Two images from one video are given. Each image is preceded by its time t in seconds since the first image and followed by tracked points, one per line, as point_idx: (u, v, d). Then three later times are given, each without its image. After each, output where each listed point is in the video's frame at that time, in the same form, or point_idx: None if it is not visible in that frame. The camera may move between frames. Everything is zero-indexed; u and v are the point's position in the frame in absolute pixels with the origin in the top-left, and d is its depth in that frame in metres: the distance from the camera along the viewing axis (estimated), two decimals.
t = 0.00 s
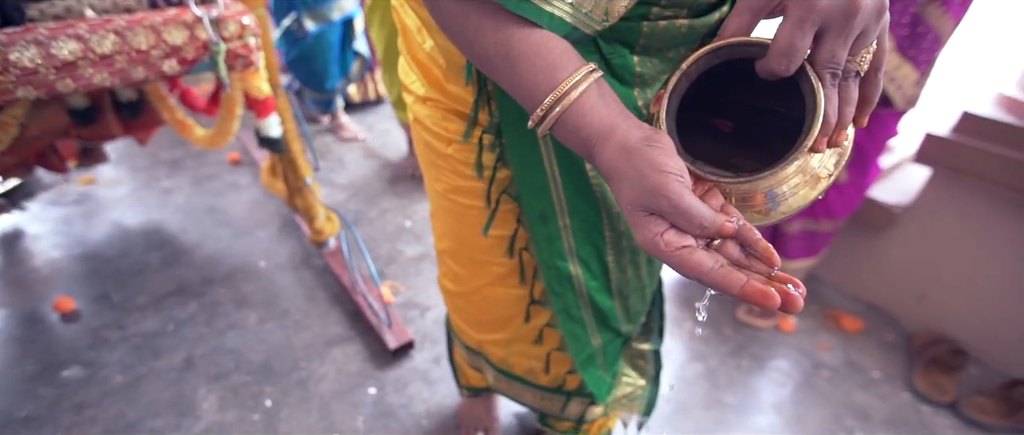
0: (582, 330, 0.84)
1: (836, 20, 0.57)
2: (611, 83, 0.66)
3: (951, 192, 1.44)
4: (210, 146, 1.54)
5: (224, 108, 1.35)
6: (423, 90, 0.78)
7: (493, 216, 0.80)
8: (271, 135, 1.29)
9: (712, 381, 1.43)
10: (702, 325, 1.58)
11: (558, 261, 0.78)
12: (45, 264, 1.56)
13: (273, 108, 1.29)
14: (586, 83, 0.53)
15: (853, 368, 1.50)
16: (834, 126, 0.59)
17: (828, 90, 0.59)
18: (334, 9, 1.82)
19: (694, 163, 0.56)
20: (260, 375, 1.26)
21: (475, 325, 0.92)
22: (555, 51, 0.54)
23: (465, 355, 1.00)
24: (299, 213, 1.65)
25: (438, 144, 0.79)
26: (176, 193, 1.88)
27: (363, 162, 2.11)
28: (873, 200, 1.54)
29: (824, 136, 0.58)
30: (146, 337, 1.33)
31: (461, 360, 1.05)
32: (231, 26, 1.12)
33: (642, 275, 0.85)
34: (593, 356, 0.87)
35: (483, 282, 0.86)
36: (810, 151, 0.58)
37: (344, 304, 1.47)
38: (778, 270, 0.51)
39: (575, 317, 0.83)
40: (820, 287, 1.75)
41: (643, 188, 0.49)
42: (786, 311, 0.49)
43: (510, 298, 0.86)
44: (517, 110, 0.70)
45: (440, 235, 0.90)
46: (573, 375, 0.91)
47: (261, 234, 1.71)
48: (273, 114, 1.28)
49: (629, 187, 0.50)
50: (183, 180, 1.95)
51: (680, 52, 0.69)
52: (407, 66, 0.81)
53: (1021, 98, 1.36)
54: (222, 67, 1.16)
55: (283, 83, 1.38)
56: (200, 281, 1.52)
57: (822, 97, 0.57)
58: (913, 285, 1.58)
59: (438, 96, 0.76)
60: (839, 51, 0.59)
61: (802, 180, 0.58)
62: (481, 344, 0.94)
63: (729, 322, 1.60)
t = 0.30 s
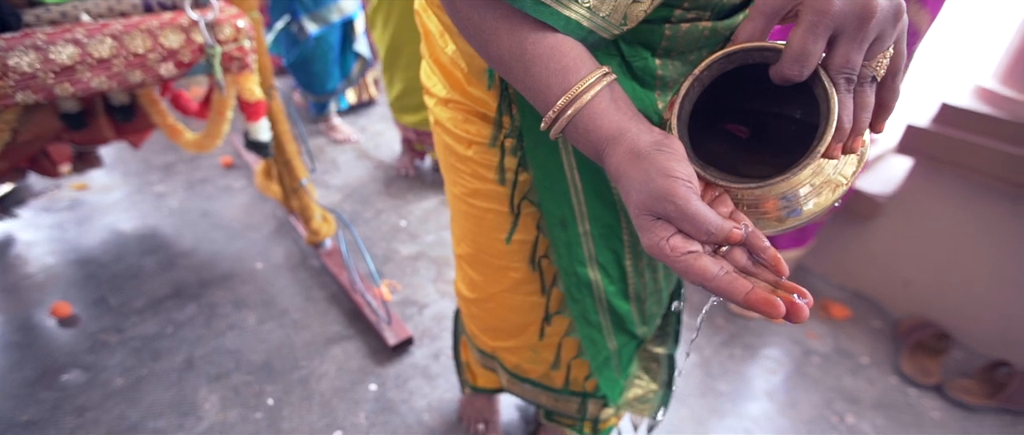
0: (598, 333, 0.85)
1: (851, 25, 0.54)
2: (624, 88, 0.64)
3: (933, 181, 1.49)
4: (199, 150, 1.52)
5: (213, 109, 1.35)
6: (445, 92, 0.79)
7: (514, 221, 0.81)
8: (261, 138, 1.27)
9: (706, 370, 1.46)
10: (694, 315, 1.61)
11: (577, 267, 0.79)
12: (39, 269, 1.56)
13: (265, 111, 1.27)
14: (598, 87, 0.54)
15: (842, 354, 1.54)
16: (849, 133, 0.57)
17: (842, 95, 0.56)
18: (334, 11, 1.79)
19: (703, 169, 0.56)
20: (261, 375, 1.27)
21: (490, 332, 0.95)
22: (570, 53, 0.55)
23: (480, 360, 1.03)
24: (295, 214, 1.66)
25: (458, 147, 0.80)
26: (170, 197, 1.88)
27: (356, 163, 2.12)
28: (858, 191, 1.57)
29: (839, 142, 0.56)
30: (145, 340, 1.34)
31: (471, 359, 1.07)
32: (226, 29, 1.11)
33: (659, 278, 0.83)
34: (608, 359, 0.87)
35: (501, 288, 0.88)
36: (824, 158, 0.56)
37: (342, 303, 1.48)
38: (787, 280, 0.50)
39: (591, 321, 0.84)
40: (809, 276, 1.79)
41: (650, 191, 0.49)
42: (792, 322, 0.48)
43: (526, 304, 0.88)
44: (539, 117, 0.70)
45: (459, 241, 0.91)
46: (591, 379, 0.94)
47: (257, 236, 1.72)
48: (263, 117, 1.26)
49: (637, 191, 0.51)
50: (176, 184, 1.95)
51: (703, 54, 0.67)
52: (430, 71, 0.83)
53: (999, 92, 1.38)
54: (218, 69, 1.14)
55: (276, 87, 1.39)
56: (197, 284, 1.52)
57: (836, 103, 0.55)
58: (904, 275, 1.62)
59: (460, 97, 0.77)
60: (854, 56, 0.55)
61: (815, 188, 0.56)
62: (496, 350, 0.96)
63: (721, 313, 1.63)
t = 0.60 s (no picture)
0: (597, 324, 0.84)
1: (859, 22, 0.53)
2: (632, 85, 0.62)
3: (917, 171, 1.53)
4: (192, 149, 1.53)
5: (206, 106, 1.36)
6: (455, 79, 0.76)
7: (518, 212, 0.77)
8: (251, 135, 1.28)
9: (696, 354, 1.50)
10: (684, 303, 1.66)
11: (580, 262, 0.78)
12: (32, 269, 1.56)
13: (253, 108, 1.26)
14: (602, 83, 0.54)
15: (827, 337, 1.59)
16: (854, 132, 0.56)
17: (849, 94, 0.55)
18: (331, 8, 1.87)
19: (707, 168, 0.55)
20: (260, 368, 1.29)
21: (489, 336, 0.90)
22: (576, 49, 0.55)
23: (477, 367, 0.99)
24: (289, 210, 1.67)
25: (463, 133, 0.77)
26: (162, 196, 1.89)
27: (348, 161, 2.13)
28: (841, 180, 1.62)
29: (846, 141, 0.55)
30: (142, 337, 1.35)
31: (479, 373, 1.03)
32: (219, 26, 1.10)
33: (660, 274, 0.83)
34: (605, 350, 0.87)
35: (502, 284, 0.84)
36: (829, 157, 0.55)
37: (338, 297, 1.50)
38: (785, 282, 0.50)
39: (591, 315, 0.83)
40: (794, 263, 1.84)
41: (648, 188, 0.49)
42: (786, 323, 0.47)
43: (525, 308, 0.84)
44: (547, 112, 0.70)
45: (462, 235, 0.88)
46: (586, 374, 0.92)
47: (251, 233, 1.73)
48: (252, 114, 1.25)
49: (636, 187, 0.50)
50: (168, 183, 1.95)
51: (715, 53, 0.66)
52: (440, 59, 0.80)
53: (975, 81, 1.40)
54: (211, 67, 1.13)
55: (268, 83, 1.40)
56: (193, 281, 1.53)
57: (841, 102, 0.54)
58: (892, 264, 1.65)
59: (470, 83, 0.74)
60: (862, 54, 0.54)
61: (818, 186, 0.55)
62: (493, 356, 0.92)
63: (710, 299, 1.68)
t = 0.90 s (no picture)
0: (588, 331, 0.83)
1: (845, 30, 0.52)
2: (622, 87, 0.62)
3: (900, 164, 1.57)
4: (181, 147, 1.55)
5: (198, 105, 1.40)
6: (451, 77, 0.76)
7: (509, 208, 0.77)
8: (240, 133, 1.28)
9: (681, 345, 1.54)
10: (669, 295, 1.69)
11: (571, 265, 0.78)
12: (16, 271, 1.55)
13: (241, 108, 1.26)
14: (592, 87, 0.54)
15: (807, 327, 1.63)
16: (842, 140, 0.56)
17: (836, 102, 0.54)
18: (321, 9, 1.88)
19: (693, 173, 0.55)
20: (251, 366, 1.30)
21: (480, 337, 0.89)
22: (566, 53, 0.55)
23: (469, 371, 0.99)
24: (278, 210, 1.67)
25: (458, 129, 0.78)
26: (148, 197, 1.88)
27: (336, 159, 2.14)
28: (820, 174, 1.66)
29: (831, 150, 0.55)
30: (131, 337, 1.35)
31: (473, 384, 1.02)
32: (206, 25, 1.10)
33: (650, 277, 0.82)
34: (593, 351, 0.86)
35: (493, 285, 0.83)
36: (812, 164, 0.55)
37: (328, 295, 1.50)
38: (768, 290, 0.50)
39: (583, 320, 0.83)
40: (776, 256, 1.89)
41: (634, 193, 0.49)
42: (765, 330, 0.48)
43: (516, 310, 0.83)
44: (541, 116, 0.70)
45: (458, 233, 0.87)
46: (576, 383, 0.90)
47: (239, 233, 1.72)
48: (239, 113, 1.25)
49: (622, 191, 0.51)
50: (154, 183, 1.94)
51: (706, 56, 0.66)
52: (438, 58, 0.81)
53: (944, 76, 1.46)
54: (198, 65, 1.13)
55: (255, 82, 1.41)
56: (182, 280, 1.53)
57: (828, 109, 0.54)
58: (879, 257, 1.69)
59: (466, 82, 0.74)
60: (850, 62, 0.53)
61: (803, 193, 0.55)
62: (483, 361, 0.91)
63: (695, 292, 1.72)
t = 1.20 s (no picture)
0: (589, 333, 0.86)
1: (830, 35, 0.55)
2: (612, 92, 0.65)
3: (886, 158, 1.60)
4: (174, 153, 1.55)
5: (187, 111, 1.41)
6: (444, 87, 0.78)
7: (506, 215, 0.80)
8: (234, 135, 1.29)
9: (672, 334, 1.57)
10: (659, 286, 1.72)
11: (569, 268, 0.81)
12: (8, 279, 1.55)
13: (235, 109, 1.29)
14: (577, 94, 0.56)
15: (794, 314, 1.67)
16: (830, 146, 0.57)
17: (823, 107, 0.57)
18: (309, 14, 1.82)
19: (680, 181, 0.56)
20: (247, 366, 1.31)
21: (480, 340, 0.91)
22: (552, 60, 0.58)
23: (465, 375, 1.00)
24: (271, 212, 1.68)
25: (452, 139, 0.79)
26: (138, 202, 1.88)
27: (327, 161, 2.14)
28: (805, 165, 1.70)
29: (819, 156, 0.57)
30: (127, 341, 1.35)
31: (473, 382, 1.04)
32: (197, 29, 1.11)
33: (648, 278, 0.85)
34: (596, 354, 0.88)
35: (491, 289, 0.85)
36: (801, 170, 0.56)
37: (322, 294, 1.52)
38: (755, 300, 0.52)
39: (583, 323, 0.86)
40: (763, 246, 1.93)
41: (619, 203, 0.51)
42: (753, 342, 0.49)
43: (516, 313, 0.86)
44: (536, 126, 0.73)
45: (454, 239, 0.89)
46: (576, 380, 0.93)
47: (231, 236, 1.73)
48: (233, 114, 1.28)
49: (607, 201, 0.52)
50: (144, 189, 1.94)
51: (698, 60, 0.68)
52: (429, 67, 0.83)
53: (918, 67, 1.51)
54: (190, 69, 1.13)
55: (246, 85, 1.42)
56: (176, 284, 1.54)
57: (814, 114, 0.55)
58: (869, 251, 1.72)
59: (459, 93, 0.76)
60: (835, 67, 0.56)
61: (794, 197, 0.57)
62: (481, 365, 0.93)
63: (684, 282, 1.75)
